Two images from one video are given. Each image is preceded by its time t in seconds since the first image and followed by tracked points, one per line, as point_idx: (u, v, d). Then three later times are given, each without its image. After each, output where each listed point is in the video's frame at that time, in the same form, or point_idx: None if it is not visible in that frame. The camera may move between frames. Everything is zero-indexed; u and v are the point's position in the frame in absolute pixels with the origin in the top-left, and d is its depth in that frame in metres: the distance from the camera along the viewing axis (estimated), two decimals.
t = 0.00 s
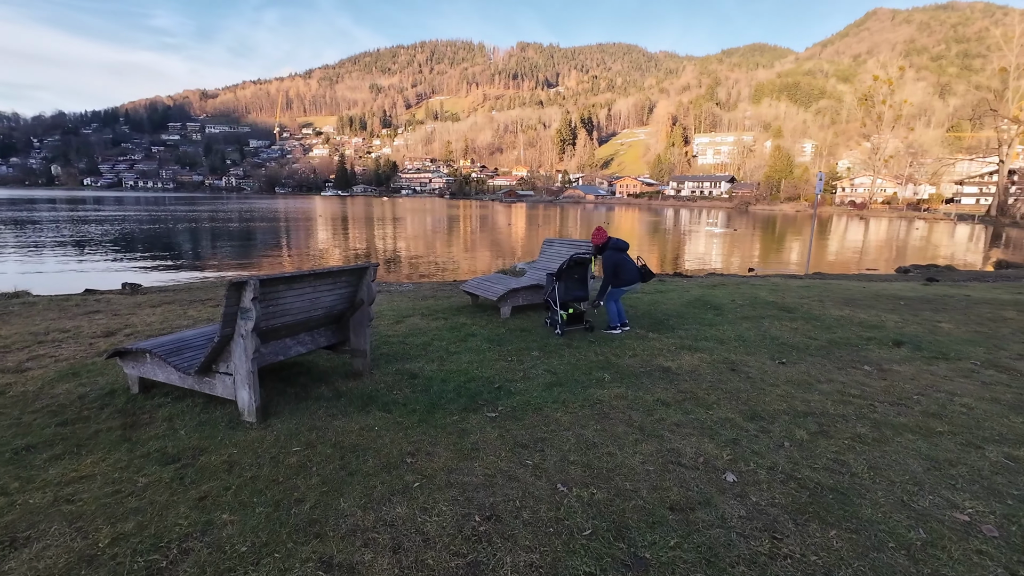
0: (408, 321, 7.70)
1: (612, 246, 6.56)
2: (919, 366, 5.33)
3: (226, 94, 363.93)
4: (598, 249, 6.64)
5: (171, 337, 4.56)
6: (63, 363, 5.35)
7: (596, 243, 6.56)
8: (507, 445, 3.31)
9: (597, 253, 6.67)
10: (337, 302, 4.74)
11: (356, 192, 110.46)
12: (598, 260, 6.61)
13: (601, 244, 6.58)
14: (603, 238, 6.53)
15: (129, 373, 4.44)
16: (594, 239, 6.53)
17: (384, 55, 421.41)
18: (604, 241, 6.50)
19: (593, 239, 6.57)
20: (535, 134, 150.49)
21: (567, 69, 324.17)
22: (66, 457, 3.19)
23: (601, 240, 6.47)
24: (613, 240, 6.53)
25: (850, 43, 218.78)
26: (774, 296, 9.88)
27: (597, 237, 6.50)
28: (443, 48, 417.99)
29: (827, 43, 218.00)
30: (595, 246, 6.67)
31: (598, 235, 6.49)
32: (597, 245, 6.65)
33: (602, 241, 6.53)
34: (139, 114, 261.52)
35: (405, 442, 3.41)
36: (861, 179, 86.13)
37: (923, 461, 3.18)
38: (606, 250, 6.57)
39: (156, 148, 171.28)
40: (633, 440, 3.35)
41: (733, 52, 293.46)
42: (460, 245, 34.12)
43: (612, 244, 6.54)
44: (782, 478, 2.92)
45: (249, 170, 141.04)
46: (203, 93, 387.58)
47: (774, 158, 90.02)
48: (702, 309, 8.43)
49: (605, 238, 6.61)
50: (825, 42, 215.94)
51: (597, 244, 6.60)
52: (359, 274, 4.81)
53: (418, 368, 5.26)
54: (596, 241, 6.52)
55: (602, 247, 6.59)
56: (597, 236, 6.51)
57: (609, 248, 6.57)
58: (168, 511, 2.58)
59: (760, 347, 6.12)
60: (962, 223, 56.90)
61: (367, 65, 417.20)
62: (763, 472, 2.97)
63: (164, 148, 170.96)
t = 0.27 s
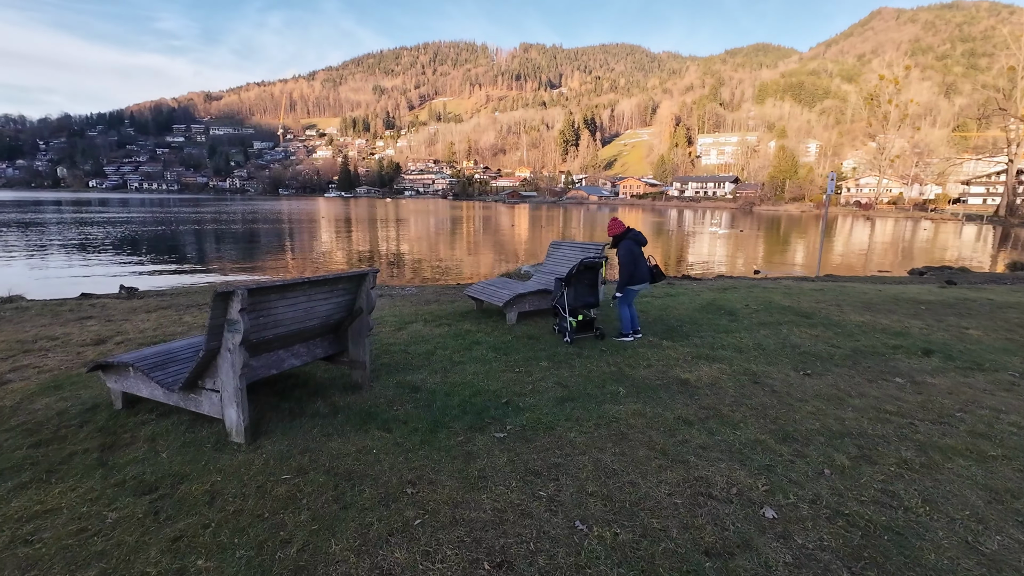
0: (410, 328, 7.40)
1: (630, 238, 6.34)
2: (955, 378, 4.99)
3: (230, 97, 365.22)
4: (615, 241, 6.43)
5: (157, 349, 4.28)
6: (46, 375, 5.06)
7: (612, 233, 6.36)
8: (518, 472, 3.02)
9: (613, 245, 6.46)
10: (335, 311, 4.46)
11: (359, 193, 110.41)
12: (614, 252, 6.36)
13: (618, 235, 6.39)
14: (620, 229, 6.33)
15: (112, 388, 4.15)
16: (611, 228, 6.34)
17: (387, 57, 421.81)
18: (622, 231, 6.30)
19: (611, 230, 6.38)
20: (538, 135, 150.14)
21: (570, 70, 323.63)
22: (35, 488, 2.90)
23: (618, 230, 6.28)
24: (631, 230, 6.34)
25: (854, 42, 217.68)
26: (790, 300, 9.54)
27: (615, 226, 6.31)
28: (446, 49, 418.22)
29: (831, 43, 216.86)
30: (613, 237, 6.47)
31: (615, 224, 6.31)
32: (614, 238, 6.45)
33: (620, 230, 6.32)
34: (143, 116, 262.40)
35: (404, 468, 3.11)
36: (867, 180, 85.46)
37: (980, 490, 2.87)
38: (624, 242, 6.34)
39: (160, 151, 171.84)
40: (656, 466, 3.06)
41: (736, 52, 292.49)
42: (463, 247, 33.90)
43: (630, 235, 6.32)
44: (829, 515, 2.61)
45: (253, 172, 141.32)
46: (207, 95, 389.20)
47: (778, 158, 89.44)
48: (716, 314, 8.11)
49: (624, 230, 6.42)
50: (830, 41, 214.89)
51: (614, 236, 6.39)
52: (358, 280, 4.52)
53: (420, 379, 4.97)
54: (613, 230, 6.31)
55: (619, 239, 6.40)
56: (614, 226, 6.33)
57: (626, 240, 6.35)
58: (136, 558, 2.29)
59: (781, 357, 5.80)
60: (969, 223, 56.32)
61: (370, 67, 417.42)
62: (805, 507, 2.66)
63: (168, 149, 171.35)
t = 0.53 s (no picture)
0: (410, 334, 7.08)
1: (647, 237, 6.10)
2: (990, 392, 4.68)
3: (232, 98, 365.79)
4: (630, 239, 6.16)
5: (137, 363, 3.98)
6: (23, 388, 4.77)
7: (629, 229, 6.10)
8: (532, 506, 2.74)
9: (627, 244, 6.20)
10: (328, 322, 4.16)
11: (360, 194, 110.04)
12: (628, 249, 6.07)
13: (635, 232, 6.14)
14: (639, 225, 6.09)
15: (89, 405, 3.86)
16: (628, 223, 6.07)
17: (388, 58, 422.02)
18: (639, 229, 6.07)
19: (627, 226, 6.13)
20: (539, 136, 149.88)
21: (571, 70, 323.50)
22: None
23: (634, 226, 6.05)
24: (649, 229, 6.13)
25: (855, 43, 217.47)
26: (802, 305, 9.26)
27: (632, 221, 6.07)
28: (447, 50, 418.37)
29: (832, 44, 216.62)
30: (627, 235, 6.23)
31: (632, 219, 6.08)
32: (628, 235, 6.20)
33: (638, 228, 6.07)
34: (145, 118, 262.63)
35: (403, 502, 2.81)
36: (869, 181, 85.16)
37: None
38: (640, 239, 6.06)
39: (162, 152, 171.89)
40: (682, 500, 2.76)
41: (737, 53, 292.38)
42: (464, 248, 33.66)
43: (646, 234, 6.09)
44: (881, 561, 2.32)
45: (254, 173, 141.28)
46: (208, 96, 388.11)
47: (780, 159, 89.06)
48: (728, 321, 7.80)
49: (641, 228, 6.14)
50: (831, 42, 214.66)
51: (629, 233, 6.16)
52: (354, 288, 4.24)
53: (421, 395, 4.66)
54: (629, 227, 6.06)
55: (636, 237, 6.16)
56: (632, 220, 6.07)
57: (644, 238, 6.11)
58: None
59: (805, 367, 5.47)
60: (973, 223, 55.91)
61: (372, 68, 416.44)
62: (855, 551, 2.37)
63: (170, 151, 171.35)
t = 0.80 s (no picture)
0: (410, 339, 6.78)
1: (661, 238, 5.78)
2: None
3: (232, 99, 365.34)
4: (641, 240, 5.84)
5: (113, 374, 3.67)
6: None
7: (642, 229, 5.77)
8: (547, 540, 2.47)
9: (637, 245, 5.88)
10: (322, 330, 3.86)
11: (359, 194, 109.71)
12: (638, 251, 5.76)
13: (647, 233, 5.82)
14: (653, 226, 5.77)
15: (60, 421, 3.54)
16: (640, 223, 5.75)
17: (387, 58, 421.73)
18: (653, 230, 5.75)
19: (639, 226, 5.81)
20: (538, 136, 149.64)
21: (570, 71, 323.53)
22: None
23: (648, 226, 5.71)
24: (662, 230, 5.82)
25: (854, 44, 217.66)
26: (815, 308, 8.99)
27: (644, 222, 5.73)
28: (447, 51, 418.21)
29: (831, 44, 216.76)
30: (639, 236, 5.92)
31: (644, 219, 5.75)
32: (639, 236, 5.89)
33: (651, 229, 5.75)
34: (144, 118, 262.15)
35: (403, 536, 2.53)
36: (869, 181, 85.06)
37: None
38: (652, 241, 5.73)
39: (161, 152, 171.38)
40: (717, 535, 2.47)
41: (736, 54, 292.60)
42: (464, 248, 33.43)
43: (659, 235, 5.76)
44: None
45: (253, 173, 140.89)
46: (208, 96, 387.56)
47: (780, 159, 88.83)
48: (740, 325, 7.52)
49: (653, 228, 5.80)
50: (830, 42, 214.83)
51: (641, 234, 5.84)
52: (350, 293, 3.95)
53: (423, 407, 4.38)
54: (642, 226, 5.73)
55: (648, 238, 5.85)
56: (645, 220, 5.75)
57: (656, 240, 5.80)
58: None
59: (827, 375, 5.19)
60: (974, 223, 55.67)
61: (371, 69, 416.39)
62: None
63: (169, 151, 170.83)
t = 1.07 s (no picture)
0: (406, 348, 6.49)
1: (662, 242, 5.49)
2: None
3: (227, 98, 363.42)
4: (642, 245, 5.51)
5: (83, 395, 3.39)
6: None
7: (642, 233, 5.47)
8: None
9: (637, 250, 5.58)
10: (310, 344, 3.60)
11: (355, 194, 109.06)
12: (638, 257, 5.45)
13: (647, 238, 5.52)
14: (655, 229, 5.45)
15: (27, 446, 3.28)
16: (641, 226, 5.44)
17: (383, 57, 420.54)
18: (654, 234, 5.44)
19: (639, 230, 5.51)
20: (535, 136, 149.44)
21: (567, 71, 323.42)
22: None
23: (649, 229, 5.40)
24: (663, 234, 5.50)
25: (849, 44, 218.54)
26: (822, 312, 8.76)
27: (645, 224, 5.43)
28: (443, 50, 417.46)
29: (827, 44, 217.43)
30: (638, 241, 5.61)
31: (645, 222, 5.44)
32: (640, 240, 5.59)
33: (653, 232, 5.44)
34: (138, 117, 260.14)
35: None
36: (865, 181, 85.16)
37: None
38: (652, 247, 5.41)
39: (156, 151, 170.16)
40: None
41: (732, 54, 293.42)
42: (460, 248, 33.15)
43: (659, 240, 5.46)
44: None
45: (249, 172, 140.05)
46: (202, 94, 384.94)
47: (776, 159, 88.82)
48: (747, 330, 7.27)
49: (655, 232, 5.48)
50: (826, 42, 215.43)
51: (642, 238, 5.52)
52: (341, 302, 3.69)
53: (420, 424, 4.12)
54: (641, 231, 5.44)
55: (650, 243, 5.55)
56: (645, 223, 5.45)
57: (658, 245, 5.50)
58: None
59: (843, 387, 4.95)
60: (970, 223, 55.67)
61: (367, 68, 415.48)
62: None
63: (163, 150, 169.69)
